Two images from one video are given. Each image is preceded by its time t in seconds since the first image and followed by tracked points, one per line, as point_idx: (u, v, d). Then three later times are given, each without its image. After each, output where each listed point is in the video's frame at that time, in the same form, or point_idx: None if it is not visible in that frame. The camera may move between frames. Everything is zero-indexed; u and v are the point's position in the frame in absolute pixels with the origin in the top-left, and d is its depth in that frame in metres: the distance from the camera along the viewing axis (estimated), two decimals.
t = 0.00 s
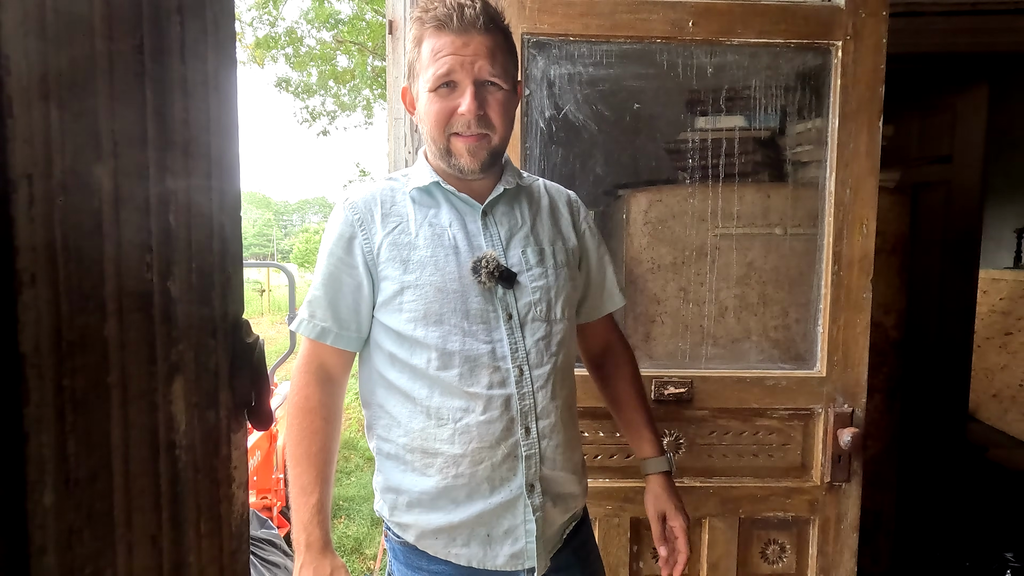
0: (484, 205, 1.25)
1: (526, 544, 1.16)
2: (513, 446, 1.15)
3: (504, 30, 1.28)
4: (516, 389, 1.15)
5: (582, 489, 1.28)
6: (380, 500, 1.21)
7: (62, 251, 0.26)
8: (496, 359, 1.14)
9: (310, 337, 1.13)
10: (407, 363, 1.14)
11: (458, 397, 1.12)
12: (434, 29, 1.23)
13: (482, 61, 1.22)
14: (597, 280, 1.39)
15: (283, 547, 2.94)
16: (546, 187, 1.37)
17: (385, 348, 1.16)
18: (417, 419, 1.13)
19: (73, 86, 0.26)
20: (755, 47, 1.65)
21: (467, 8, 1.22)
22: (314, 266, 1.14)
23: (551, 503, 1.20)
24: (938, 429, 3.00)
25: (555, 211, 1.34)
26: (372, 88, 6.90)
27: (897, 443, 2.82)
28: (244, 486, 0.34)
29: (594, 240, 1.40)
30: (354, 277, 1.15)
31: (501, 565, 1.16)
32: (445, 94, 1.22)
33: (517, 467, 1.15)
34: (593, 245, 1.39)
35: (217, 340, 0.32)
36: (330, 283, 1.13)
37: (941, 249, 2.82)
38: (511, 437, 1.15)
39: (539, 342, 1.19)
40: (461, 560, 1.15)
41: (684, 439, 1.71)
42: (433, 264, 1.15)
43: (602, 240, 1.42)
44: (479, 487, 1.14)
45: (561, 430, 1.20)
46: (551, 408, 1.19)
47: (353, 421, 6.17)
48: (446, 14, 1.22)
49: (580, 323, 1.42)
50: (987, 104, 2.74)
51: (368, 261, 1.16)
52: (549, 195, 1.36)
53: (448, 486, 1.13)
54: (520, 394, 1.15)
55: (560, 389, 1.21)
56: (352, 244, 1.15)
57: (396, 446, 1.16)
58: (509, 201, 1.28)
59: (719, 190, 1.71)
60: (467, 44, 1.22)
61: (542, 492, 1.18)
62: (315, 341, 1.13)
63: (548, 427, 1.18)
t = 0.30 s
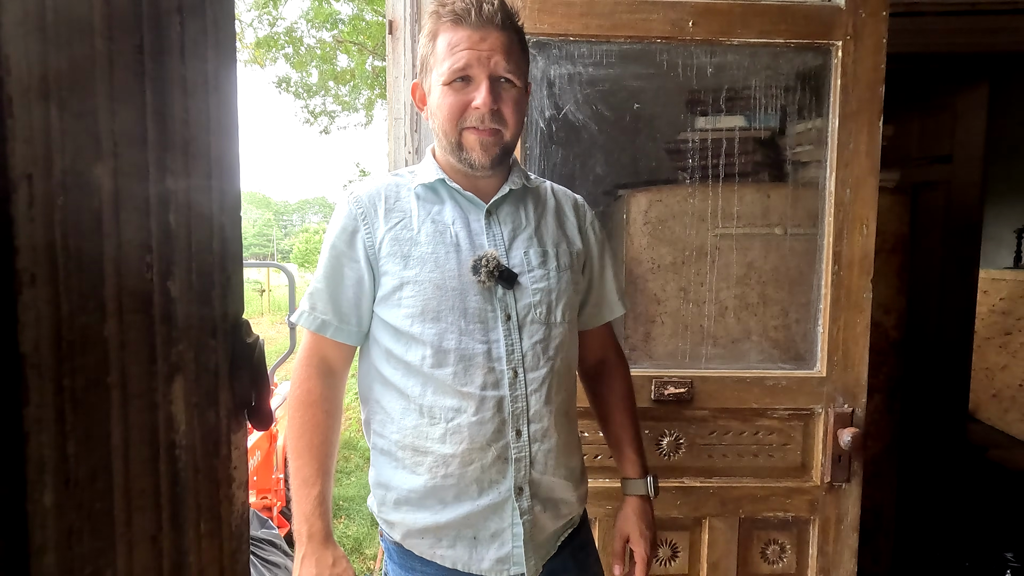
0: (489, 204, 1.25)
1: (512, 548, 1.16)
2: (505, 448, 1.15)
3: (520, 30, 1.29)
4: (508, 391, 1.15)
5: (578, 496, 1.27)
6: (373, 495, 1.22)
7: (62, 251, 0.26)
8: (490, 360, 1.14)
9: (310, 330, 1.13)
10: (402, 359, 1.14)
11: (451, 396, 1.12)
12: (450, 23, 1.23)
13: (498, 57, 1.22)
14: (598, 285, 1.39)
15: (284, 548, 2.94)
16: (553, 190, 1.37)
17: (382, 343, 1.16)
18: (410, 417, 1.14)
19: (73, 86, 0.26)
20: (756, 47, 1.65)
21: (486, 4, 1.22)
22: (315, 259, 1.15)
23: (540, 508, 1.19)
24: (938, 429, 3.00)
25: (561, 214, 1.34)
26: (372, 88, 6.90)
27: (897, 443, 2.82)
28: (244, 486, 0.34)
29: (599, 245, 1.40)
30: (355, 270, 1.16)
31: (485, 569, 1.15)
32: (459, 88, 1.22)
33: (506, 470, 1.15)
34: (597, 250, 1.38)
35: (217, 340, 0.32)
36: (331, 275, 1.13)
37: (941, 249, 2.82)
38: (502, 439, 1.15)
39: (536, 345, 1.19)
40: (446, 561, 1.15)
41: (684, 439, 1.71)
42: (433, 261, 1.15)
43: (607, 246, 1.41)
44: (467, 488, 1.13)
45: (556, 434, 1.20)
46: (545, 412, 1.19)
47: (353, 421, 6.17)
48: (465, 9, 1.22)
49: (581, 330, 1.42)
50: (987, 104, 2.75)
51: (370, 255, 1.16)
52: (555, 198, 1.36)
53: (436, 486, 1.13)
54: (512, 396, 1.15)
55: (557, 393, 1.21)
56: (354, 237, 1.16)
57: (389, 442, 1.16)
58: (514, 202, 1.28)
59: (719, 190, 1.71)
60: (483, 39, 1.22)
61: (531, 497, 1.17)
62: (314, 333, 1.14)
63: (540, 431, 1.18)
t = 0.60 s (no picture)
0: (493, 205, 1.25)
1: (517, 549, 1.16)
2: (508, 450, 1.15)
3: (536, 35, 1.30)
4: (513, 393, 1.15)
5: (579, 496, 1.28)
6: (374, 498, 1.21)
7: (61, 250, 0.26)
8: (495, 362, 1.14)
9: (310, 332, 1.13)
10: (405, 361, 1.13)
11: (455, 398, 1.12)
12: (479, 24, 1.22)
13: (525, 62, 1.23)
14: (598, 288, 1.39)
15: (284, 547, 2.94)
16: (553, 192, 1.37)
17: (384, 345, 1.16)
18: (411, 420, 1.13)
19: (73, 86, 0.26)
20: (756, 47, 1.65)
21: (515, 10, 1.23)
22: (316, 259, 1.14)
23: (543, 508, 1.20)
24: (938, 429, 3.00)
25: (561, 216, 1.35)
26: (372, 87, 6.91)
27: (898, 442, 2.82)
28: (243, 486, 0.34)
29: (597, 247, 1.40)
30: (357, 270, 1.15)
31: (490, 570, 1.15)
32: (487, 90, 1.21)
33: (511, 471, 1.15)
34: (596, 252, 1.39)
35: (217, 340, 0.32)
36: (332, 276, 1.12)
37: (940, 249, 2.82)
38: (506, 441, 1.15)
39: (539, 346, 1.19)
40: (450, 563, 1.15)
41: (684, 439, 1.71)
42: (438, 263, 1.15)
43: (605, 248, 1.42)
44: (472, 490, 1.13)
45: (558, 435, 1.21)
46: (549, 413, 1.19)
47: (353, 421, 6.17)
48: (496, 10, 1.22)
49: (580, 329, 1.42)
50: (987, 104, 2.74)
51: (372, 255, 1.15)
52: (555, 200, 1.36)
53: (440, 488, 1.13)
54: (517, 398, 1.15)
55: (559, 394, 1.22)
56: (356, 238, 1.15)
57: (391, 445, 1.16)
58: (517, 204, 1.28)
59: (719, 189, 1.71)
60: (512, 43, 1.22)
61: (535, 498, 1.18)
62: (315, 335, 1.13)
63: (543, 433, 1.18)
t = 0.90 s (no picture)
0: (491, 206, 1.25)
1: (537, 545, 1.16)
2: (522, 448, 1.15)
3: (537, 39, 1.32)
4: (525, 390, 1.15)
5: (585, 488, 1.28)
6: (386, 507, 1.20)
7: (61, 250, 0.26)
8: (506, 361, 1.15)
9: (316, 342, 1.12)
10: (414, 365, 1.13)
11: (467, 399, 1.12)
12: (500, 31, 1.21)
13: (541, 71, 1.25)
14: (593, 285, 1.40)
15: (284, 547, 2.95)
16: (544, 190, 1.37)
17: (390, 352, 1.16)
18: (421, 425, 1.13)
19: (73, 86, 0.26)
20: (756, 47, 1.65)
21: (529, 18, 1.24)
22: (316, 266, 1.13)
23: (558, 502, 1.20)
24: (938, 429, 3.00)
25: (554, 213, 1.35)
26: (371, 87, 6.91)
27: (898, 443, 2.82)
28: (244, 486, 0.34)
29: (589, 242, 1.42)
30: (361, 277, 1.15)
31: (513, 567, 1.15)
32: (509, 98, 1.21)
33: (526, 468, 1.16)
34: (589, 248, 1.40)
35: (217, 340, 0.32)
36: (334, 284, 1.12)
37: (940, 249, 2.82)
38: (521, 438, 1.15)
39: (546, 343, 1.20)
40: (471, 564, 1.15)
41: (684, 439, 1.71)
42: (444, 266, 1.15)
43: (596, 242, 1.43)
44: (489, 490, 1.14)
45: (563, 431, 1.21)
46: (559, 408, 1.20)
47: (353, 421, 6.17)
48: (517, 19, 1.22)
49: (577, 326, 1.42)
50: (987, 104, 2.75)
51: (374, 260, 1.15)
52: (548, 198, 1.36)
53: (457, 490, 1.13)
54: (529, 394, 1.16)
55: (564, 389, 1.22)
56: (357, 244, 1.15)
57: (401, 452, 1.15)
58: (514, 204, 1.28)
59: (718, 190, 1.71)
60: (531, 53, 1.23)
61: (551, 492, 1.18)
62: (321, 345, 1.13)
63: (555, 427, 1.19)
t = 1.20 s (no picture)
0: (489, 206, 1.25)
1: (539, 543, 1.16)
2: (524, 446, 1.15)
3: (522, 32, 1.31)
4: (526, 388, 1.15)
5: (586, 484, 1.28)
6: (388, 508, 1.20)
7: (62, 251, 0.26)
8: (506, 359, 1.15)
9: (317, 344, 1.12)
10: (415, 366, 1.13)
11: (468, 398, 1.12)
12: (474, 26, 1.21)
13: (521, 62, 1.24)
14: (592, 284, 1.40)
15: (284, 547, 2.95)
16: (542, 190, 1.37)
17: (391, 353, 1.16)
18: (423, 425, 1.13)
19: (73, 86, 0.26)
20: (756, 47, 1.64)
21: (507, 10, 1.24)
22: (316, 268, 1.13)
23: (560, 500, 1.20)
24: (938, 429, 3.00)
25: (553, 213, 1.35)
26: (371, 87, 6.91)
27: (898, 443, 2.82)
28: (244, 486, 0.34)
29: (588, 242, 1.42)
30: (361, 279, 1.14)
31: (516, 565, 1.16)
32: (487, 93, 1.21)
33: (529, 466, 1.16)
34: (586, 247, 1.40)
35: (218, 340, 0.32)
36: (335, 286, 1.12)
37: (940, 249, 2.82)
38: (522, 436, 1.15)
39: (546, 341, 1.20)
40: (474, 563, 1.15)
41: (684, 439, 1.71)
42: (443, 266, 1.15)
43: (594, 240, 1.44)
44: (491, 488, 1.14)
45: (564, 429, 1.21)
46: (560, 406, 1.20)
47: (353, 421, 6.17)
48: (491, 12, 1.22)
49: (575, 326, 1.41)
50: (987, 104, 2.75)
51: (374, 262, 1.15)
52: (545, 197, 1.36)
53: (460, 490, 1.13)
54: (530, 392, 1.16)
55: (566, 388, 1.23)
56: (357, 247, 1.15)
57: (403, 453, 1.15)
58: (512, 204, 1.28)
59: (718, 190, 1.71)
60: (509, 44, 1.22)
61: (553, 490, 1.18)
62: (323, 348, 1.13)
63: (557, 425, 1.19)
